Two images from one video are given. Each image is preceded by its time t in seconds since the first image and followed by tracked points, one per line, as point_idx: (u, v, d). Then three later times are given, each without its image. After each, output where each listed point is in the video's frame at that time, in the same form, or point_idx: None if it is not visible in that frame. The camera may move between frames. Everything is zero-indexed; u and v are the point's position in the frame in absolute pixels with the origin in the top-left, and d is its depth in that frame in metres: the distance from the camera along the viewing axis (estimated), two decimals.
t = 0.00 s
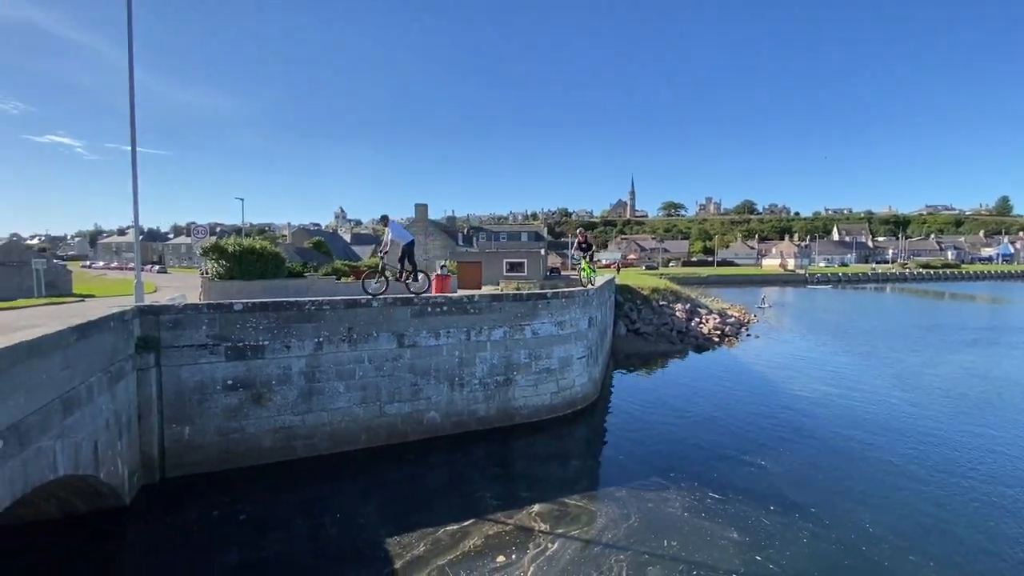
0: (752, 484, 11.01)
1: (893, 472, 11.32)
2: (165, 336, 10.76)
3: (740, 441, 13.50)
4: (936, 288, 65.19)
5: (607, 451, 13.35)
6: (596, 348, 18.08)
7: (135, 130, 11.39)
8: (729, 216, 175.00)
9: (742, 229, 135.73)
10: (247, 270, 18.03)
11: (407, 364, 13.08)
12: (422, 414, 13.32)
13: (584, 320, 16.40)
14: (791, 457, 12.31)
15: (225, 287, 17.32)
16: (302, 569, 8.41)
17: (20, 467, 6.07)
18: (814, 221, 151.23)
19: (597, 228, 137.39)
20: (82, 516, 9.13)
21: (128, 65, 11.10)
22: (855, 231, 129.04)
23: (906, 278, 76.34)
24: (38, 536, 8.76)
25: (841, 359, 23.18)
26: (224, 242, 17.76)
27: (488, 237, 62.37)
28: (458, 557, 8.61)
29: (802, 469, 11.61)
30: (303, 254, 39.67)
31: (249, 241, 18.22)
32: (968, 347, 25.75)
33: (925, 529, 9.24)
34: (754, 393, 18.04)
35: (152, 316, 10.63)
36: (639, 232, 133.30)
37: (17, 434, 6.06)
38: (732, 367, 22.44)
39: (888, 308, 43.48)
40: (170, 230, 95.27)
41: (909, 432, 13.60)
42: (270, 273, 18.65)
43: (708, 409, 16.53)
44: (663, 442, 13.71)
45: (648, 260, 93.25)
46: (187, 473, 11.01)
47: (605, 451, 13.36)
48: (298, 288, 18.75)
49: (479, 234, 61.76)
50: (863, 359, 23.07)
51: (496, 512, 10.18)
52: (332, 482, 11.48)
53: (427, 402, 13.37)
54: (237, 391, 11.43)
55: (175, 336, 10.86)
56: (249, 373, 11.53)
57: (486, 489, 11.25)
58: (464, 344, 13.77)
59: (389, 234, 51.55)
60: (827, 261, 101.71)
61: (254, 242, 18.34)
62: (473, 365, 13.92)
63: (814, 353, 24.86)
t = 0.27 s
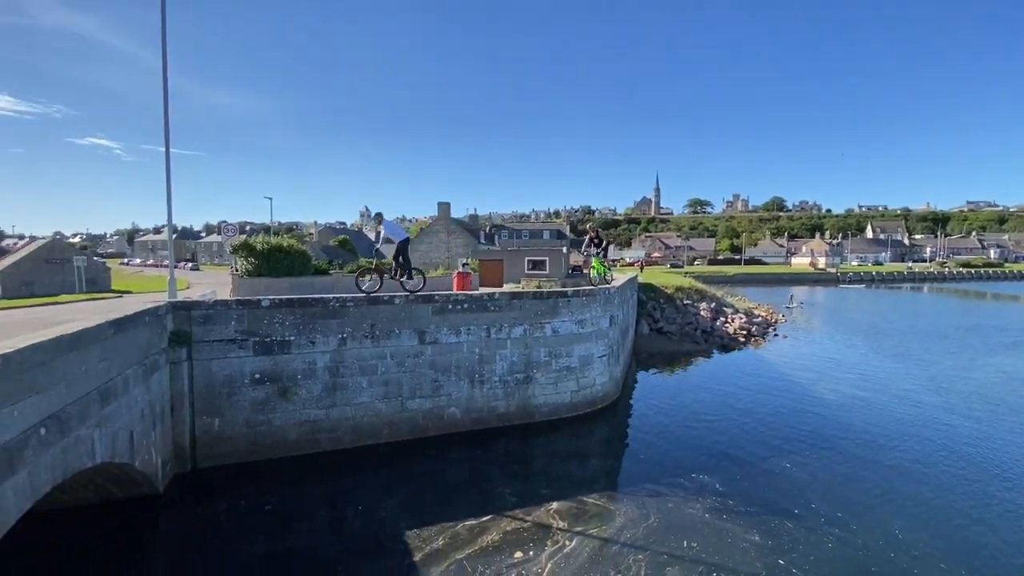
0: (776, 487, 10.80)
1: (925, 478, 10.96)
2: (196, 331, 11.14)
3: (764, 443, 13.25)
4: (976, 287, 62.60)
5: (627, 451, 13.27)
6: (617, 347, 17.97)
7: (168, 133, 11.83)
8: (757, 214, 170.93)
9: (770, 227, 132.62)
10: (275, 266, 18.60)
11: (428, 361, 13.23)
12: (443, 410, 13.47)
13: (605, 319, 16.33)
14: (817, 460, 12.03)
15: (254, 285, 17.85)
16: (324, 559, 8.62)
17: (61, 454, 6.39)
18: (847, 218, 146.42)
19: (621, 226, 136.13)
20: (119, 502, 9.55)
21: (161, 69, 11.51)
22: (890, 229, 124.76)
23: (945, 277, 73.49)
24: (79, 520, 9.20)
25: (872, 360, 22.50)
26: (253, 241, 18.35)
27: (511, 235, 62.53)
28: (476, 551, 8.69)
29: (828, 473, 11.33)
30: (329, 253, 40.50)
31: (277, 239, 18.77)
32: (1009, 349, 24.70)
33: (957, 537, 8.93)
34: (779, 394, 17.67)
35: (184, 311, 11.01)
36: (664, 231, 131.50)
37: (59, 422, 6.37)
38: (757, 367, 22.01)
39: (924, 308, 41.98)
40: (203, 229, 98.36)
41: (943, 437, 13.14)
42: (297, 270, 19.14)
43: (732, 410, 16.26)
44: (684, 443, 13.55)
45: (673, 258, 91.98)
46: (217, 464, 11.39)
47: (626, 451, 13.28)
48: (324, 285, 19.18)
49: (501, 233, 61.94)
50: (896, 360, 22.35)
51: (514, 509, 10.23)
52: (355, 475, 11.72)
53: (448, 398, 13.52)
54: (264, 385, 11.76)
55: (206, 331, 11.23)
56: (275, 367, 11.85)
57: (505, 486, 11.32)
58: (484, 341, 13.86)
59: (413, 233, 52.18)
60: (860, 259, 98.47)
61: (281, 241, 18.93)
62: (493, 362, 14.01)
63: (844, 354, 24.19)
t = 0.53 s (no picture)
0: (802, 491, 10.56)
1: (963, 486, 10.54)
2: (227, 325, 11.50)
3: (791, 445, 12.96)
4: (1023, 288, 59.63)
5: (649, 451, 13.15)
6: (640, 346, 17.81)
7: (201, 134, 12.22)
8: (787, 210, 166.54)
9: (802, 224, 129.01)
10: (303, 263, 19.09)
11: (450, 357, 13.36)
12: (464, 406, 13.60)
13: (627, 317, 16.20)
14: (846, 464, 11.71)
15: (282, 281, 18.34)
16: (347, 549, 8.82)
17: (100, 441, 6.70)
18: (882, 215, 141.37)
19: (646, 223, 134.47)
20: (155, 489, 9.96)
21: (195, 73, 11.90)
22: (930, 226, 119.89)
23: (988, 276, 70.34)
24: (118, 505, 9.63)
25: (908, 363, 21.71)
26: (281, 238, 18.85)
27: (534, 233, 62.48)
28: (495, 547, 8.76)
29: (858, 478, 11.02)
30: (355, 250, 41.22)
31: (305, 237, 19.26)
32: None
33: (995, 548, 8.58)
34: (809, 396, 17.23)
35: (216, 306, 11.38)
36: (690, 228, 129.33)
37: (98, 411, 6.68)
38: (786, 368, 21.49)
39: (965, 309, 40.24)
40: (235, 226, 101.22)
41: (983, 444, 12.60)
42: (325, 267, 19.62)
43: (759, 411, 15.95)
44: (708, 444, 13.37)
45: (700, 256, 90.41)
46: (246, 454, 11.75)
47: (648, 451, 13.16)
48: (349, 282, 19.56)
49: (524, 231, 61.97)
50: (934, 363, 21.49)
51: (534, 505, 10.27)
52: (377, 468, 11.92)
53: (469, 394, 13.63)
54: (291, 378, 12.06)
55: (236, 325, 11.58)
56: (302, 362, 12.14)
57: (526, 483, 11.36)
58: (506, 339, 13.93)
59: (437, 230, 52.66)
60: (897, 258, 95.05)
61: (309, 238, 19.42)
62: (514, 359, 14.07)
63: (878, 356, 23.41)
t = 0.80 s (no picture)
0: (833, 496, 10.25)
1: (1006, 494, 10.08)
2: (257, 320, 11.84)
3: (822, 448, 12.61)
4: None
5: (673, 451, 12.98)
6: (665, 344, 17.56)
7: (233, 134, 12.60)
8: (821, 206, 161.53)
9: (836, 221, 124.82)
10: (331, 261, 19.50)
11: (473, 353, 13.45)
12: (487, 403, 13.68)
13: (652, 315, 16.00)
14: (880, 469, 11.33)
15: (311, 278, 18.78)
16: (371, 540, 9.01)
17: (138, 430, 6.99)
18: (923, 211, 135.63)
19: (673, 220, 132.36)
20: (190, 476, 10.35)
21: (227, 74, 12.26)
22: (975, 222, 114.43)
23: None
24: (155, 491, 10.05)
25: (949, 365, 20.82)
26: (310, 235, 19.36)
27: (559, 230, 62.30)
28: (516, 543, 8.79)
29: (892, 484, 10.65)
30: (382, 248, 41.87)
31: (333, 235, 19.65)
32: None
33: None
34: (841, 398, 16.72)
35: (247, 301, 11.72)
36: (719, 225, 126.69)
37: (136, 401, 6.98)
38: (817, 369, 20.91)
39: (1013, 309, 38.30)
40: (267, 224, 104.04)
41: None
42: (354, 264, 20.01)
43: (788, 412, 15.56)
44: (735, 445, 13.12)
45: (729, 253, 88.47)
46: (275, 445, 12.09)
47: (672, 452, 13.00)
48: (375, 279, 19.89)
49: (549, 228, 61.85)
50: (978, 366, 20.56)
51: (555, 503, 10.26)
52: (401, 461, 12.11)
53: (492, 391, 13.70)
54: (318, 372, 12.35)
55: (267, 320, 11.91)
56: (328, 356, 12.41)
57: (547, 480, 11.36)
58: (528, 335, 13.94)
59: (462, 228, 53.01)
60: (939, 255, 91.07)
61: (337, 236, 19.88)
62: (537, 356, 14.07)
63: (917, 357, 22.53)
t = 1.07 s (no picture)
0: (867, 503, 9.89)
1: None
2: (287, 316, 12.14)
3: (856, 453, 12.18)
4: None
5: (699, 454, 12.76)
6: (692, 344, 17.23)
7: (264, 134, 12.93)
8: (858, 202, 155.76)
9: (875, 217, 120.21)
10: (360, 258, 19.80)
11: (497, 350, 13.48)
12: (510, 400, 13.70)
13: (679, 314, 15.72)
14: (918, 476, 10.88)
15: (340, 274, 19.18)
16: (394, 533, 9.14)
17: (172, 421, 7.26)
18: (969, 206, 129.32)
19: (702, 216, 129.75)
20: (223, 465, 10.72)
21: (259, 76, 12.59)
22: None
23: None
24: (190, 479, 10.44)
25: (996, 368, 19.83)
26: (338, 233, 20.02)
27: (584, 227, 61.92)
28: (537, 541, 8.77)
29: (932, 492, 10.21)
30: (408, 245, 42.34)
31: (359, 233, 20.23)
32: None
33: None
34: (878, 402, 16.12)
35: (277, 297, 12.02)
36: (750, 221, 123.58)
37: (171, 393, 7.23)
38: (853, 371, 20.20)
39: None
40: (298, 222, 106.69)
41: None
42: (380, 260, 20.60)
43: (821, 415, 15.09)
44: (764, 448, 12.80)
45: (760, 250, 86.22)
46: (303, 438, 12.39)
47: (698, 454, 12.77)
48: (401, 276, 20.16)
49: (575, 225, 61.54)
50: None
51: (578, 502, 10.21)
52: (425, 456, 12.25)
53: (515, 388, 13.72)
54: (344, 367, 12.58)
55: (295, 316, 12.20)
56: (355, 351, 12.63)
57: (570, 478, 11.31)
58: (552, 333, 13.89)
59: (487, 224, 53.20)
60: (987, 253, 86.72)
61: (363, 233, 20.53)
62: (560, 354, 14.01)
63: (962, 360, 21.52)
